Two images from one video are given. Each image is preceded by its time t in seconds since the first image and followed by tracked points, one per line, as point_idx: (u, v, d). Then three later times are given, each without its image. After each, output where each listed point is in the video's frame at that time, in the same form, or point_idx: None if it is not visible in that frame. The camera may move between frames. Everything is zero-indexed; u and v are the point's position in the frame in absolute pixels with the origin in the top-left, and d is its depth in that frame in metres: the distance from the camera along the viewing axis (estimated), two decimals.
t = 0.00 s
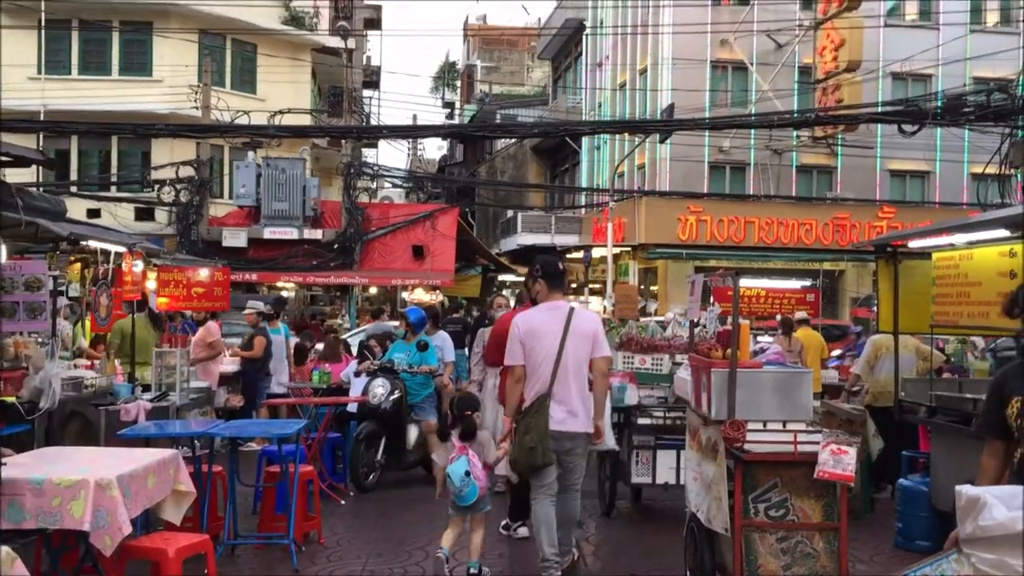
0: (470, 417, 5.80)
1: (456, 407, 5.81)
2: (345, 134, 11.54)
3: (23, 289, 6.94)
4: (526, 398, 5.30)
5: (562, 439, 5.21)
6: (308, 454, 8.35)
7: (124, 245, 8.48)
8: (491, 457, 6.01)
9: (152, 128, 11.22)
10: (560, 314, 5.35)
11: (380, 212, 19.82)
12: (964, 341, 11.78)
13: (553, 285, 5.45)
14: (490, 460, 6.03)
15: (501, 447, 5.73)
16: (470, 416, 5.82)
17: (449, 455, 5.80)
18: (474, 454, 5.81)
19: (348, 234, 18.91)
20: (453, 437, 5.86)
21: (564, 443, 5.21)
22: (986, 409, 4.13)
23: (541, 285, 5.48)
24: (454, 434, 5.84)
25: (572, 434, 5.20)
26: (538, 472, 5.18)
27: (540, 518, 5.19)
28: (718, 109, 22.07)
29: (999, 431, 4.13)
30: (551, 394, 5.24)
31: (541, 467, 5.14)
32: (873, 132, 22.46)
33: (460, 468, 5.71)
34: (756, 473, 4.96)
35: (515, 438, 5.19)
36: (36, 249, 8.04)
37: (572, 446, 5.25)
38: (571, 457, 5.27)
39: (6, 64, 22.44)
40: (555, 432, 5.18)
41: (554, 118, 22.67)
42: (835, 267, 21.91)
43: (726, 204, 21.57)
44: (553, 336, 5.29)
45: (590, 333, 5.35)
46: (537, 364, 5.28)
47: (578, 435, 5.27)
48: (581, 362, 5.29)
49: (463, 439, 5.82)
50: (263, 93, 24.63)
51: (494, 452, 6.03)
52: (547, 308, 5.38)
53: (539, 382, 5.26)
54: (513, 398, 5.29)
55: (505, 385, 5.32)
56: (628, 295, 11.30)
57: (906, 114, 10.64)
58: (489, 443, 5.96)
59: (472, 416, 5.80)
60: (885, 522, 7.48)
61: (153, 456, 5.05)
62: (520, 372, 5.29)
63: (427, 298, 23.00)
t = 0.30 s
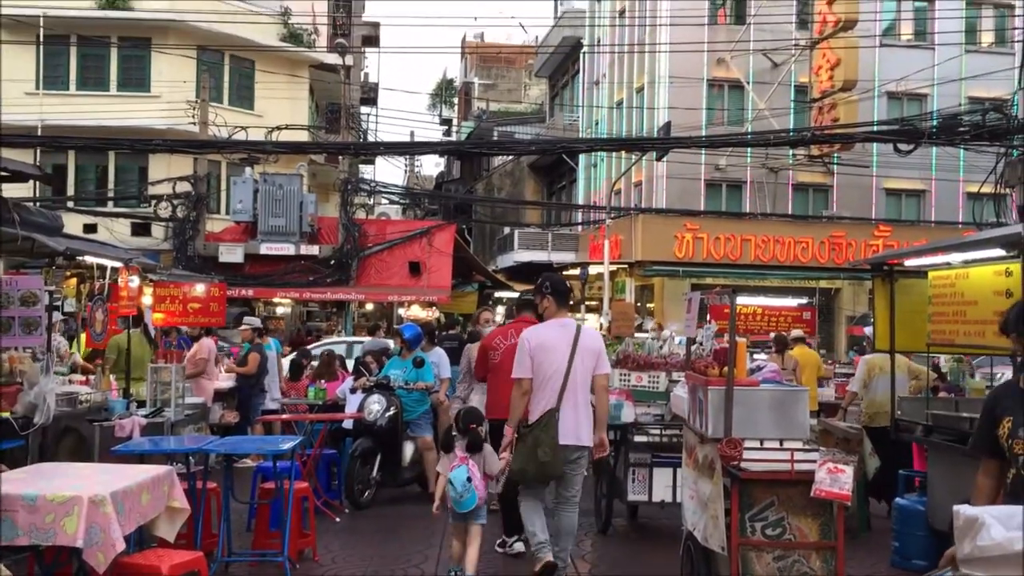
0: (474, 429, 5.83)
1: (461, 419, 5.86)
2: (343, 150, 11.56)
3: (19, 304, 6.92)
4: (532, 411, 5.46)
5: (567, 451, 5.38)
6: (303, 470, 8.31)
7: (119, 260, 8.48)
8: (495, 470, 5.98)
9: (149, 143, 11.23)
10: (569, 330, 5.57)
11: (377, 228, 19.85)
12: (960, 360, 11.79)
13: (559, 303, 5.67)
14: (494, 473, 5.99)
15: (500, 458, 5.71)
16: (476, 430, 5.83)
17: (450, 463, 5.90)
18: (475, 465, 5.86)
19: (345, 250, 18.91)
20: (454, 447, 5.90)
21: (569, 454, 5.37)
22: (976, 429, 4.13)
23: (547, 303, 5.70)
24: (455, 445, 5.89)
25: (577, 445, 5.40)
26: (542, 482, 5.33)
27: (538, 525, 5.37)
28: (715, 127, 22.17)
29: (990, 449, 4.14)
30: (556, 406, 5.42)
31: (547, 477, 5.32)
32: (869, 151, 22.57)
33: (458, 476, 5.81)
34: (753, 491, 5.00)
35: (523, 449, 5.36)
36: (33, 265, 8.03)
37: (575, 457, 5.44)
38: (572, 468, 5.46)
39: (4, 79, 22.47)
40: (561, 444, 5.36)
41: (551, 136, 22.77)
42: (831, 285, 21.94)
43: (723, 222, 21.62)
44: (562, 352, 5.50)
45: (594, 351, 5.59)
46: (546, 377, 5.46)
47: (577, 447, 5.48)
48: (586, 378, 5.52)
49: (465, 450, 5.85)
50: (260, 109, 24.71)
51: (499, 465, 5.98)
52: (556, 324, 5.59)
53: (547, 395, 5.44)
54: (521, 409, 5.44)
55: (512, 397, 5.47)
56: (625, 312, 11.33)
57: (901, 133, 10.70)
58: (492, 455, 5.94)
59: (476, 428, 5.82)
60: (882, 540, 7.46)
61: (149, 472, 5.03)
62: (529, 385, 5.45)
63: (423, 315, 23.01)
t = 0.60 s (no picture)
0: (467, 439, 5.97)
1: (454, 428, 6.04)
2: (341, 163, 11.59)
3: (16, 316, 6.90)
4: (531, 421, 5.45)
5: (563, 462, 5.39)
6: (299, 484, 8.28)
7: (116, 272, 8.46)
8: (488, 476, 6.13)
9: (148, 155, 11.24)
10: (567, 344, 5.58)
11: (375, 241, 19.86)
12: (957, 375, 11.80)
13: (557, 316, 5.68)
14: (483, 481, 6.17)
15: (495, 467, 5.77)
16: (469, 438, 5.99)
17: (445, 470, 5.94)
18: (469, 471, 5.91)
19: (342, 262, 18.89)
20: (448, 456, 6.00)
21: (565, 465, 5.40)
22: (972, 444, 4.12)
23: (546, 316, 5.70)
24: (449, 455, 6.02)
25: (574, 456, 5.42)
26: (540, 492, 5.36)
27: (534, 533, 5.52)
28: (712, 141, 22.26)
29: (986, 463, 4.14)
30: (554, 418, 5.43)
31: (544, 488, 5.32)
32: (866, 165, 22.66)
33: (453, 481, 5.83)
34: (750, 506, 5.03)
35: (522, 460, 5.37)
36: (30, 276, 8.05)
37: (572, 469, 5.45)
38: (569, 479, 5.46)
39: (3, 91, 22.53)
40: (558, 454, 5.37)
41: (549, 149, 22.85)
42: (828, 300, 21.96)
43: (720, 236, 21.66)
44: (560, 364, 5.50)
45: (592, 364, 5.59)
46: (545, 390, 5.46)
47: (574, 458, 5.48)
48: (583, 391, 5.52)
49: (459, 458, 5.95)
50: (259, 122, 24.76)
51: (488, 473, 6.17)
52: (554, 337, 5.60)
53: (546, 407, 5.44)
54: (520, 420, 5.44)
55: (511, 409, 5.47)
56: (623, 327, 11.35)
57: (898, 148, 10.74)
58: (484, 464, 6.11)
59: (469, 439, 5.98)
60: (879, 556, 7.44)
61: (145, 486, 5.01)
62: (527, 397, 5.45)
63: (420, 328, 23.00)
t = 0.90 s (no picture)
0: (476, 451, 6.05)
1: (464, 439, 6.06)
2: (341, 175, 11.60)
3: (14, 329, 6.90)
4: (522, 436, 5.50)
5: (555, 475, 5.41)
6: (297, 496, 8.26)
7: (114, 284, 8.47)
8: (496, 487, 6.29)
9: (148, 167, 11.25)
10: (552, 358, 5.60)
11: (374, 253, 19.86)
12: (956, 389, 11.79)
13: (543, 332, 5.71)
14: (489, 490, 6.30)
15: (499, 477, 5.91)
16: (476, 450, 6.05)
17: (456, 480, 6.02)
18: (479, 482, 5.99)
19: (341, 274, 18.89)
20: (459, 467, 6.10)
21: (558, 479, 5.42)
22: (971, 459, 4.10)
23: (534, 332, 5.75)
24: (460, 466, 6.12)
25: (566, 469, 5.43)
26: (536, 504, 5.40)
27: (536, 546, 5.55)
28: (711, 155, 22.31)
29: (985, 478, 4.13)
30: (544, 432, 5.46)
31: (538, 502, 5.36)
32: (865, 180, 22.73)
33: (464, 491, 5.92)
34: (750, 521, 5.10)
35: (515, 475, 5.41)
36: (29, 287, 8.05)
37: (566, 482, 5.46)
38: (565, 492, 5.47)
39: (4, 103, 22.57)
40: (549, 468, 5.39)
41: (549, 162, 22.88)
42: (827, 313, 21.96)
43: (718, 249, 21.68)
44: (546, 379, 5.53)
45: (579, 377, 5.59)
46: (533, 405, 5.50)
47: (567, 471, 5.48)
48: (572, 404, 5.53)
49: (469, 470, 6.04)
50: (259, 134, 24.82)
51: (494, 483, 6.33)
52: (540, 353, 5.64)
53: (535, 422, 5.48)
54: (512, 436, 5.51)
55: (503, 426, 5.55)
56: (621, 340, 11.36)
57: (897, 163, 10.77)
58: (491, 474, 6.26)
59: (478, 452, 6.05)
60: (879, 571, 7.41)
61: (142, 498, 5.00)
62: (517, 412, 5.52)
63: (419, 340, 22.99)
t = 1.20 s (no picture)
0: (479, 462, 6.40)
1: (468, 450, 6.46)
2: (341, 186, 11.61)
3: (13, 339, 6.89)
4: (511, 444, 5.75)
5: (544, 478, 5.65)
6: (294, 508, 8.23)
7: (114, 294, 8.44)
8: (497, 494, 6.50)
9: (147, 177, 11.25)
10: (536, 366, 5.83)
11: (373, 264, 19.86)
12: (956, 403, 11.78)
13: (529, 343, 5.96)
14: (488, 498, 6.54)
15: (498, 482, 6.16)
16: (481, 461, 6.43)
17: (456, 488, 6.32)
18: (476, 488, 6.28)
19: (341, 285, 18.88)
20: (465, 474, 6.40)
21: (548, 481, 5.65)
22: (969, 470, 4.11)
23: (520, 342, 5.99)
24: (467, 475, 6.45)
25: (556, 472, 5.66)
26: (526, 508, 5.61)
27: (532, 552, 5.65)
28: (711, 167, 22.35)
29: (984, 489, 4.13)
30: (531, 439, 5.69)
31: (528, 504, 5.58)
32: (863, 193, 22.79)
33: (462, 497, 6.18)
34: (749, 534, 5.14)
35: (504, 478, 5.64)
36: (28, 297, 8.04)
37: (556, 484, 5.69)
38: (555, 493, 5.70)
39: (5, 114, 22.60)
40: (537, 471, 5.63)
41: (548, 174, 22.91)
42: (826, 326, 21.96)
43: (718, 261, 21.69)
44: (530, 388, 5.76)
45: (564, 384, 5.80)
46: (519, 414, 5.74)
47: (556, 473, 5.70)
48: (557, 411, 5.75)
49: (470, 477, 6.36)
50: (259, 145, 24.86)
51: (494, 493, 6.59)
52: (525, 363, 5.88)
53: (522, 431, 5.71)
54: (503, 443, 5.76)
55: (494, 434, 5.81)
56: (620, 352, 11.34)
57: (896, 176, 10.77)
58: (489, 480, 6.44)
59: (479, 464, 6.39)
60: None
61: (139, 510, 4.98)
62: (505, 422, 5.77)
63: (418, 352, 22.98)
